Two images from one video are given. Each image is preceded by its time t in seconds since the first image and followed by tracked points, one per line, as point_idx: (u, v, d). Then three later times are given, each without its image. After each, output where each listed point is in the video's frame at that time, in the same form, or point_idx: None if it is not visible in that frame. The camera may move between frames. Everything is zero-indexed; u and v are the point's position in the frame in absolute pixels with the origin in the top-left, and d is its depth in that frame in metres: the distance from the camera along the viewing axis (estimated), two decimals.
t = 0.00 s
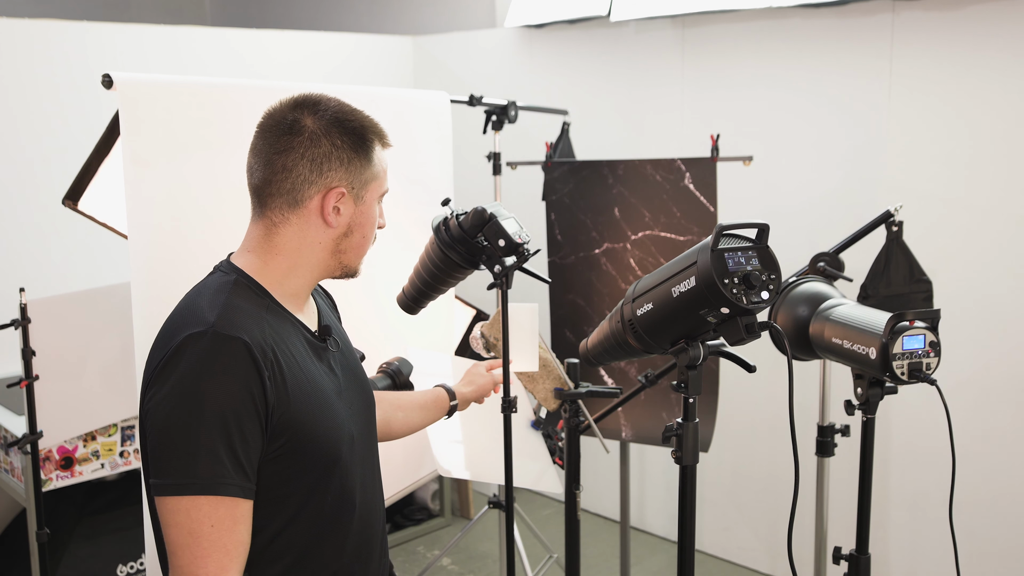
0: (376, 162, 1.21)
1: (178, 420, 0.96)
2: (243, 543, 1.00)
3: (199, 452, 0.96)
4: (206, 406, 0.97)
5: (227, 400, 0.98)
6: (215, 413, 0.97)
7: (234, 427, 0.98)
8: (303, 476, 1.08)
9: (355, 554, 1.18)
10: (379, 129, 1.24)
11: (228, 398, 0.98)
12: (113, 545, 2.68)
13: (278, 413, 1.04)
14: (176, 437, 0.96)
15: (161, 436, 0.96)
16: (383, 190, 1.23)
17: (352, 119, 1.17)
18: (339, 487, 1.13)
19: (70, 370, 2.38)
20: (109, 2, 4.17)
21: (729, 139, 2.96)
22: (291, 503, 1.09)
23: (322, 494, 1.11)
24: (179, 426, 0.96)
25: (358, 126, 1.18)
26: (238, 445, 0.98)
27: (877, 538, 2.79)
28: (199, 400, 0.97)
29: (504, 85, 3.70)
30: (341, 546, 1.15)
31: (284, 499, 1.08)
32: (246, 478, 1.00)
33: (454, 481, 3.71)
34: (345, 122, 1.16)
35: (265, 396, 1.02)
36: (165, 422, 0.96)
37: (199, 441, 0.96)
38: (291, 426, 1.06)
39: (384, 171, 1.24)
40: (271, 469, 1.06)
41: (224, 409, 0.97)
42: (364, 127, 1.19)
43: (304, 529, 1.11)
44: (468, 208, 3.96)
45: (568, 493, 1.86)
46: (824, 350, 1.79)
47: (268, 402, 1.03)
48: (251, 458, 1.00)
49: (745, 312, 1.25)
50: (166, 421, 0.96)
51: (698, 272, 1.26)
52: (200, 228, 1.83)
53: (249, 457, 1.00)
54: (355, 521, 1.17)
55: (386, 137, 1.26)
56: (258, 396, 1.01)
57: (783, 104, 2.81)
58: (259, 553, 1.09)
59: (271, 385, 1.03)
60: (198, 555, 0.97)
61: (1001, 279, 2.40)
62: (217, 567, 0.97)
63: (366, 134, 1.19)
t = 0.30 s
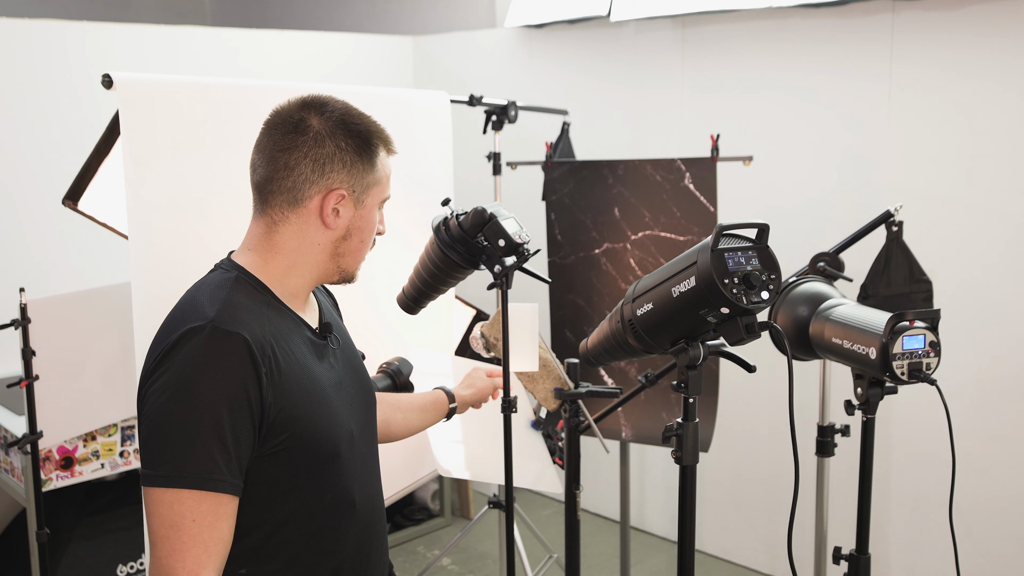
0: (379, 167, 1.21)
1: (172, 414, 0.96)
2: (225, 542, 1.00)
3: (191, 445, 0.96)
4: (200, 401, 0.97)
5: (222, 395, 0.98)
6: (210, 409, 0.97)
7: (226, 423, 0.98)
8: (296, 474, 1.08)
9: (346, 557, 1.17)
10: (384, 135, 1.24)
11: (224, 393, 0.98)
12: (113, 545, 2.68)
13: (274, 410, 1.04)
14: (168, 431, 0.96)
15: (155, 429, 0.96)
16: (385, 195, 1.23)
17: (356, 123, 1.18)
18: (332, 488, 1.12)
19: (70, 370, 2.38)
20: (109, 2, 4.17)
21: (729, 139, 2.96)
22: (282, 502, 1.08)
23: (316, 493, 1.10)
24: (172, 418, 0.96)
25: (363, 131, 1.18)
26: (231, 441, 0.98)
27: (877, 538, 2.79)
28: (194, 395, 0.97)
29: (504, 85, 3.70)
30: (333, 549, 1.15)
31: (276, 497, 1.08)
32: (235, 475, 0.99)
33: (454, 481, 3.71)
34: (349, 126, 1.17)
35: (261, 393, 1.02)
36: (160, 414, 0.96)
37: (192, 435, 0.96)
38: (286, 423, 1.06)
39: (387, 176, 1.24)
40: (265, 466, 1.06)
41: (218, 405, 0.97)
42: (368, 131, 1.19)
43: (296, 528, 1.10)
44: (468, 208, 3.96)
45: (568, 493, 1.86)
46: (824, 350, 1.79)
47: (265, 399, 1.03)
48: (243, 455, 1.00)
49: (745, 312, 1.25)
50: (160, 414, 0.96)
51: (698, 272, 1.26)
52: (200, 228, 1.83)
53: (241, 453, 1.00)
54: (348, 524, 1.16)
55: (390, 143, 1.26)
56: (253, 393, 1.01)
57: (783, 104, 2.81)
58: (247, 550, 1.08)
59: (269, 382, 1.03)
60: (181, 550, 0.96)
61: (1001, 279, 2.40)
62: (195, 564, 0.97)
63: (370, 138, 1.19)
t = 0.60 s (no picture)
0: (378, 168, 1.20)
1: (175, 413, 0.96)
2: (234, 541, 1.00)
3: (194, 444, 0.96)
4: (202, 401, 0.97)
5: (223, 395, 0.98)
6: (212, 408, 0.97)
7: (228, 422, 0.98)
8: (297, 473, 1.08)
9: (347, 556, 1.18)
10: (384, 136, 1.24)
11: (223, 392, 0.98)
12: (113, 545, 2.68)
13: (275, 409, 1.04)
14: (171, 430, 0.96)
15: (158, 429, 0.96)
16: (384, 196, 1.22)
17: (356, 125, 1.18)
18: (333, 486, 1.12)
19: (70, 370, 2.38)
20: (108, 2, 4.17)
21: (729, 139, 2.96)
22: (285, 501, 1.09)
23: (318, 492, 1.11)
24: (173, 418, 0.96)
25: (362, 131, 1.18)
26: (233, 440, 0.98)
27: (876, 539, 2.79)
28: (195, 394, 0.97)
29: (504, 85, 3.70)
30: (335, 547, 1.15)
31: (278, 495, 1.08)
32: (239, 474, 0.99)
33: (454, 481, 3.71)
34: (348, 126, 1.17)
35: (262, 392, 1.02)
36: (161, 415, 0.96)
37: (195, 434, 0.96)
38: (287, 423, 1.06)
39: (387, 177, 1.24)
40: (267, 465, 1.06)
41: (221, 404, 0.97)
42: (368, 132, 1.19)
43: (298, 527, 1.11)
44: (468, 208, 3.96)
45: (568, 493, 1.86)
46: (824, 350, 1.79)
47: (266, 398, 1.03)
48: (246, 454, 1.00)
49: (745, 312, 1.25)
50: (162, 414, 0.96)
51: (699, 272, 1.26)
52: (201, 228, 1.83)
53: (245, 452, 1.00)
54: (349, 522, 1.17)
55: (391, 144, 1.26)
56: (254, 392, 1.01)
57: (783, 104, 2.81)
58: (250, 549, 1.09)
59: (269, 381, 1.04)
60: (191, 550, 0.97)
61: (1001, 279, 2.40)
62: (206, 563, 0.97)
63: (369, 139, 1.19)
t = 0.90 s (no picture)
0: (381, 168, 1.20)
1: (182, 414, 0.96)
2: (242, 541, 1.00)
3: (202, 445, 0.96)
4: (210, 401, 0.97)
5: (231, 395, 0.98)
6: (219, 409, 0.97)
7: (236, 423, 0.98)
8: (302, 474, 1.08)
9: (349, 557, 1.18)
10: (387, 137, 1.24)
11: (231, 393, 0.98)
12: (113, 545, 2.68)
13: (281, 409, 1.04)
14: (179, 430, 0.96)
15: (165, 429, 0.96)
16: (387, 196, 1.22)
17: (359, 124, 1.18)
18: (338, 488, 1.12)
19: (70, 370, 2.38)
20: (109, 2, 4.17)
21: (729, 139, 2.96)
22: (289, 501, 1.09)
23: (322, 493, 1.11)
24: (181, 419, 0.96)
25: (365, 131, 1.18)
26: (241, 441, 0.98)
27: (877, 538, 2.79)
28: (203, 395, 0.97)
29: (504, 85, 3.70)
30: (338, 548, 1.15)
31: (283, 496, 1.08)
32: (247, 474, 0.99)
33: (454, 481, 3.72)
34: (351, 126, 1.17)
35: (269, 392, 1.02)
36: (168, 415, 0.96)
37: (203, 434, 0.96)
38: (294, 423, 1.06)
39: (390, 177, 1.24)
40: (273, 466, 1.06)
41: (228, 404, 0.97)
42: (371, 132, 1.19)
43: (302, 527, 1.11)
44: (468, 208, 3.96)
45: (568, 493, 1.86)
46: (824, 350, 1.79)
47: (272, 398, 1.03)
48: (253, 455, 1.00)
49: (745, 312, 1.25)
50: (170, 414, 0.96)
51: (698, 272, 1.26)
52: (200, 228, 1.83)
53: (252, 452, 1.00)
54: (352, 524, 1.17)
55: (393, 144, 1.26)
56: (262, 393, 1.01)
57: (783, 103, 2.80)
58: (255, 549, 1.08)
59: (276, 382, 1.04)
60: (199, 551, 0.96)
61: (1001, 279, 2.40)
62: (215, 564, 0.97)
63: (371, 139, 1.19)
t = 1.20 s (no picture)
0: (385, 168, 1.21)
1: (188, 412, 0.96)
2: (244, 540, 1.00)
3: (207, 443, 0.96)
4: (217, 399, 0.97)
5: (237, 393, 0.98)
6: (225, 407, 0.97)
7: (242, 422, 0.98)
8: (305, 474, 1.08)
9: (350, 559, 1.18)
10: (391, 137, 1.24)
11: (237, 392, 0.98)
12: (113, 545, 2.68)
13: (287, 408, 1.04)
14: (185, 428, 0.96)
15: (170, 427, 0.96)
16: (391, 196, 1.23)
17: (365, 124, 1.18)
18: (340, 489, 1.13)
19: (70, 370, 2.38)
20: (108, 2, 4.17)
21: (729, 139, 2.96)
22: (291, 501, 1.09)
23: (325, 493, 1.11)
24: (186, 417, 0.96)
25: (370, 131, 1.18)
26: (246, 439, 0.98)
27: (876, 538, 2.79)
28: (209, 393, 0.97)
29: (504, 85, 3.70)
30: (338, 550, 1.15)
31: (286, 496, 1.08)
32: (251, 473, 0.99)
33: (454, 481, 3.72)
34: (357, 125, 1.17)
35: (275, 391, 1.02)
36: (173, 413, 0.96)
37: (209, 433, 0.96)
38: (298, 423, 1.06)
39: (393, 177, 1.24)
40: (277, 465, 1.06)
41: (235, 403, 0.97)
42: (376, 132, 1.20)
43: (303, 527, 1.11)
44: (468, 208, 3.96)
45: (568, 493, 1.86)
46: (824, 350, 1.79)
47: (278, 398, 1.03)
48: (257, 454, 1.00)
49: (745, 312, 1.25)
50: (176, 411, 0.96)
51: (699, 272, 1.26)
52: (201, 228, 1.83)
53: (256, 451, 1.00)
54: (353, 525, 1.17)
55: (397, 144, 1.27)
56: (267, 392, 1.01)
57: (783, 103, 2.81)
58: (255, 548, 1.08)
59: (282, 381, 1.04)
60: (199, 549, 0.96)
61: (1001, 279, 2.40)
62: (216, 562, 0.97)
63: (376, 139, 1.19)
